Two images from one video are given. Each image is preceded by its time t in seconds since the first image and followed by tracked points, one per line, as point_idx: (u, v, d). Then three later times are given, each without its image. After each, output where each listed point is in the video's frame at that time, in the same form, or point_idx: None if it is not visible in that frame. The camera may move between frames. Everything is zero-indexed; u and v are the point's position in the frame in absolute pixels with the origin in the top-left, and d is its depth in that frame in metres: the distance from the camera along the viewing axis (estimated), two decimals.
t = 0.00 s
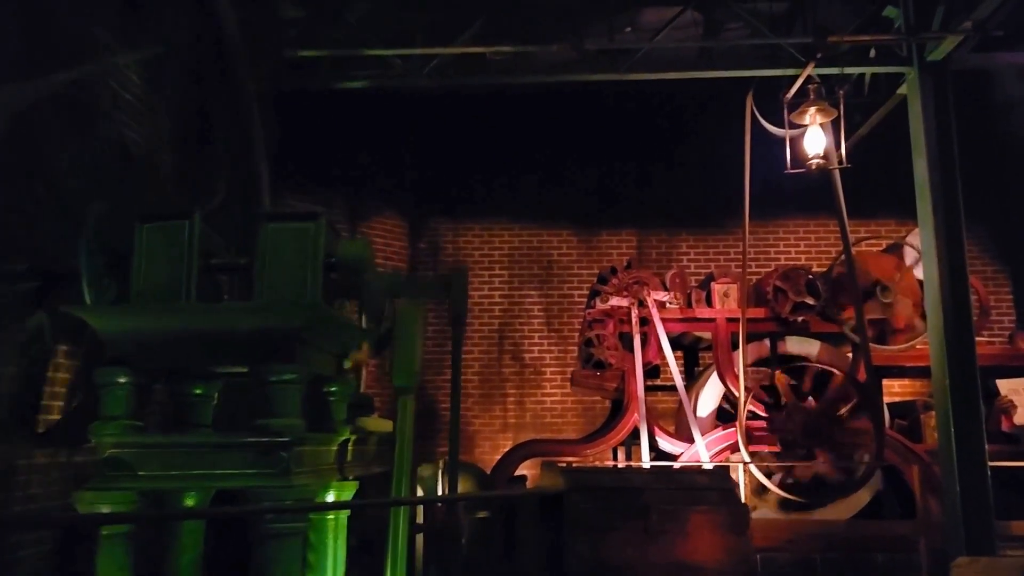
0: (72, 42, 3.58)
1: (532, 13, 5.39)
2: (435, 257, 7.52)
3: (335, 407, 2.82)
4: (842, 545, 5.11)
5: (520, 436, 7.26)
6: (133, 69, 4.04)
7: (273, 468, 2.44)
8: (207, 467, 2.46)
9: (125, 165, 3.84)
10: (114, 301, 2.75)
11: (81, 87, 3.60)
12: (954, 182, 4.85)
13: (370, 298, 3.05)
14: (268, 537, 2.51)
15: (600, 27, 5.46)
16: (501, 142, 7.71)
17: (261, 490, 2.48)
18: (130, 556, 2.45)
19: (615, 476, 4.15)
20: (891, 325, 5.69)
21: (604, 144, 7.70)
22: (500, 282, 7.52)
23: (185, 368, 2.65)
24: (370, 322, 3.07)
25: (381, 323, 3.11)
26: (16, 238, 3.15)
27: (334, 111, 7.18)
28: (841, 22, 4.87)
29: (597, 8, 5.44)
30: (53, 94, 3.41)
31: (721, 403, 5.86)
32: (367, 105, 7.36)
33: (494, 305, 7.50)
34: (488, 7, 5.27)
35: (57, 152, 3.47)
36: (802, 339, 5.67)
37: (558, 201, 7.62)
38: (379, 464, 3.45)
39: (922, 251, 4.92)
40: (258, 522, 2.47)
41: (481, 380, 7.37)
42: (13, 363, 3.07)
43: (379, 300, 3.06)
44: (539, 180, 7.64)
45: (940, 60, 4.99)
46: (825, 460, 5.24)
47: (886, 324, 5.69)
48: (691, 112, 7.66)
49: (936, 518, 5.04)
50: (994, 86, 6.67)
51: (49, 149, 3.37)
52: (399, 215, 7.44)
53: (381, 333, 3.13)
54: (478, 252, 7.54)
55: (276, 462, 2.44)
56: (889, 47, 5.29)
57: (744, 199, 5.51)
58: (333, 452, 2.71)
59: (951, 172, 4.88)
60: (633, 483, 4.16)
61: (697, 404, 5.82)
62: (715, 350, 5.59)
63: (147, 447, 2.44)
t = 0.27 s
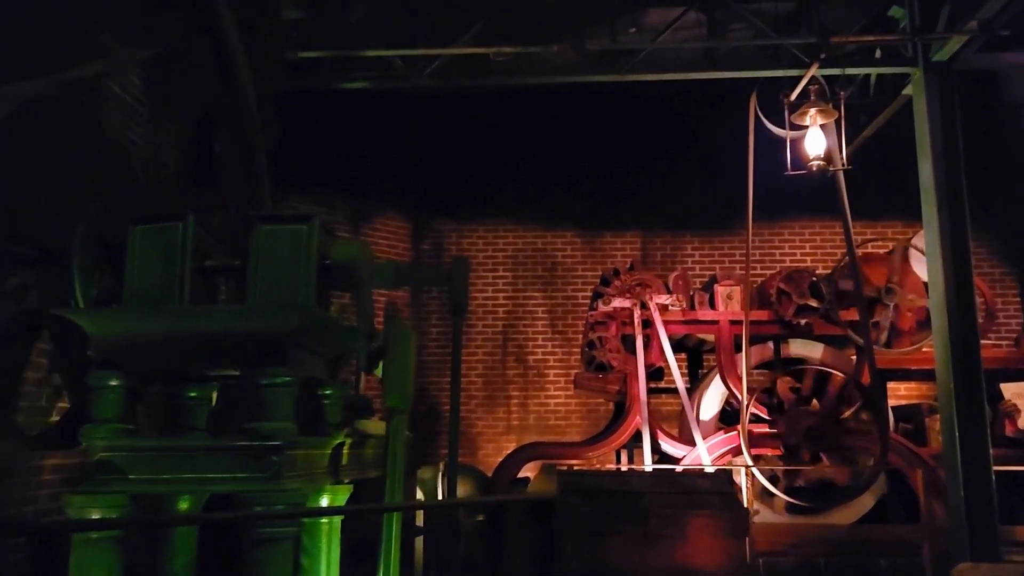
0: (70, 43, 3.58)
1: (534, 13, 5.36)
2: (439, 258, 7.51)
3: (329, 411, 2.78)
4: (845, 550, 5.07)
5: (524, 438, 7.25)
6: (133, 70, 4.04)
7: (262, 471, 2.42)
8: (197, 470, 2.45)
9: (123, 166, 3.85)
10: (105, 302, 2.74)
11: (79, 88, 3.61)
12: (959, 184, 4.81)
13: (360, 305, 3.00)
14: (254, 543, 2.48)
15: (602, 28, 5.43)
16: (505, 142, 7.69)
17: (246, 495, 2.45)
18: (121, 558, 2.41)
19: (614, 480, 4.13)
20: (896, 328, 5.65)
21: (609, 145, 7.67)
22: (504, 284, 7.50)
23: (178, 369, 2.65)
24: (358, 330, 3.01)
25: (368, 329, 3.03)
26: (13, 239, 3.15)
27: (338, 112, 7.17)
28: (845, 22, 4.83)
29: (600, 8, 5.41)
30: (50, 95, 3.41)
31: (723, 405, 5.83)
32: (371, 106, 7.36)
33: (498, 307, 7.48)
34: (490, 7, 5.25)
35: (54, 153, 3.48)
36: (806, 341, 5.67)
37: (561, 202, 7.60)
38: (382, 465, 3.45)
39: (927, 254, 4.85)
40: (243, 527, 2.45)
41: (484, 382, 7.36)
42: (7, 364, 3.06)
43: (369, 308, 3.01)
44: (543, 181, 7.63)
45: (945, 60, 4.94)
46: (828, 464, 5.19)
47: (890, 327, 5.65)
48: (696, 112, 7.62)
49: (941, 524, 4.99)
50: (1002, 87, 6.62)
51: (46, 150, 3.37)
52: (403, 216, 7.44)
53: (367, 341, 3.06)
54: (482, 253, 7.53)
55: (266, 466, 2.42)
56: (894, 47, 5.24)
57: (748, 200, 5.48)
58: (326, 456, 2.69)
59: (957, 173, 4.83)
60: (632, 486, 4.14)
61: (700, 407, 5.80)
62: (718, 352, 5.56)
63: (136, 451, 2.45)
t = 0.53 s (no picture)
0: (69, 40, 3.57)
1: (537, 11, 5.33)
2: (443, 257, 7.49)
3: (326, 409, 2.80)
4: (850, 552, 5.03)
5: (528, 437, 7.22)
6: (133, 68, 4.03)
7: (253, 471, 2.41)
8: (188, 470, 2.44)
9: (123, 164, 3.84)
10: (98, 300, 2.73)
11: (77, 86, 3.59)
12: (966, 183, 4.75)
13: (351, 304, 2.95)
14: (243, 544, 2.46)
15: (606, 26, 5.40)
16: (510, 141, 7.66)
17: (235, 495, 2.43)
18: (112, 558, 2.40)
19: (615, 480, 4.10)
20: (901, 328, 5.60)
21: (614, 144, 7.64)
22: (508, 283, 7.48)
23: (171, 368, 2.63)
24: (350, 329, 2.96)
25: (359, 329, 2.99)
26: (9, 236, 3.14)
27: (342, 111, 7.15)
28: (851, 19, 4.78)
29: (603, 6, 5.37)
30: (49, 92, 3.41)
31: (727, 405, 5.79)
32: (376, 105, 7.35)
33: (502, 306, 7.46)
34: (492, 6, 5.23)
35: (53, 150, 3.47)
36: (811, 341, 5.62)
37: (566, 201, 7.57)
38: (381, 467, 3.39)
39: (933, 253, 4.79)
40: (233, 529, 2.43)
41: (488, 381, 7.34)
42: None
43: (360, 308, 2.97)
44: (548, 181, 7.60)
45: (952, 57, 4.89)
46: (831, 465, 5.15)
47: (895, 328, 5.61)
48: (702, 111, 7.57)
49: (947, 526, 4.94)
50: (1010, 86, 6.56)
51: (44, 147, 3.37)
52: (407, 215, 7.43)
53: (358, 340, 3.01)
54: (486, 252, 7.51)
55: (257, 466, 2.41)
56: (901, 45, 5.19)
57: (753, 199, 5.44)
58: (319, 456, 2.67)
59: (964, 172, 4.77)
60: (633, 487, 4.11)
61: (704, 408, 5.76)
62: (721, 352, 5.52)
63: (127, 450, 2.43)
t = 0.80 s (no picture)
0: (65, 38, 3.57)
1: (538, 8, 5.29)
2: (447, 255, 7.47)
3: (320, 409, 2.78)
4: (853, 553, 4.98)
5: (531, 435, 7.20)
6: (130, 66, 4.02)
7: (243, 471, 2.38)
8: (179, 468, 2.44)
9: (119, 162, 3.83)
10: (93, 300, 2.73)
11: (72, 83, 3.58)
12: (972, 179, 4.69)
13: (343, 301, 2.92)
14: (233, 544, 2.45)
15: (607, 23, 5.36)
16: (513, 139, 7.63)
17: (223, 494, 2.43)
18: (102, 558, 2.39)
19: (615, 479, 4.08)
20: (907, 326, 5.54)
21: (618, 141, 7.59)
22: (512, 281, 7.46)
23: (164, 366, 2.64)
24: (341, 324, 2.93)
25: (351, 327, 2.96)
26: (4, 235, 3.14)
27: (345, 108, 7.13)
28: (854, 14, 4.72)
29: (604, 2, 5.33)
30: (44, 90, 3.40)
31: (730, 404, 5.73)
32: (379, 102, 7.33)
33: (505, 304, 7.43)
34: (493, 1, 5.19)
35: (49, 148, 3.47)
36: (815, 340, 5.61)
37: (569, 198, 7.54)
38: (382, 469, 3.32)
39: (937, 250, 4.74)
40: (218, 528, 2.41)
41: (492, 379, 7.33)
42: None
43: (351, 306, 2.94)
44: (551, 178, 7.57)
45: (958, 52, 4.83)
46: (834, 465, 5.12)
47: (899, 326, 5.56)
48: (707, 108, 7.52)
49: (952, 526, 4.89)
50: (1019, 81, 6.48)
51: (39, 145, 3.37)
52: (411, 212, 7.42)
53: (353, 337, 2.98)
54: (489, 249, 7.49)
55: (247, 465, 2.38)
56: (907, 40, 5.13)
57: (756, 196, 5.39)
58: (313, 456, 2.66)
59: (970, 169, 4.71)
60: (633, 485, 4.09)
61: (706, 407, 5.72)
62: (724, 350, 5.48)
63: (117, 449, 2.43)
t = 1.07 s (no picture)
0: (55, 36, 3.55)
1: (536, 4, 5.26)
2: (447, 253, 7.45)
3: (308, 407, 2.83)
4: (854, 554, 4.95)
5: (531, 433, 7.17)
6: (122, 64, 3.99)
7: (231, 471, 2.37)
8: (167, 469, 2.41)
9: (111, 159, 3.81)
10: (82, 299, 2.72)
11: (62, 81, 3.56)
12: (974, 177, 4.63)
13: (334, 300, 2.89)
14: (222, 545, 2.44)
15: (606, 19, 5.32)
16: (513, 137, 7.60)
17: (211, 495, 2.41)
18: (89, 558, 2.37)
19: (611, 479, 4.06)
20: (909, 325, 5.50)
21: (619, 139, 7.55)
22: (512, 279, 7.43)
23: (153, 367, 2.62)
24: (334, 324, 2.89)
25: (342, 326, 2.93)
26: None
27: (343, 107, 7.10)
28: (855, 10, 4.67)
29: None
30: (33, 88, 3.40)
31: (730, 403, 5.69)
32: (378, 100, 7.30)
33: (505, 302, 7.41)
34: None
35: (39, 147, 3.46)
36: (815, 339, 5.54)
37: (569, 196, 7.51)
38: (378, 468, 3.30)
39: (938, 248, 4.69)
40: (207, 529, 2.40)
41: (492, 377, 7.31)
42: None
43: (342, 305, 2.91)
44: (552, 176, 7.54)
45: (960, 48, 4.77)
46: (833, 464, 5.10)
47: (900, 324, 5.52)
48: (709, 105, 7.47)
49: (952, 526, 4.84)
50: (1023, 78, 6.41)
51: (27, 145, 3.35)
52: (411, 211, 7.41)
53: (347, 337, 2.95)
54: (489, 247, 7.46)
55: (234, 466, 2.37)
56: (908, 36, 5.07)
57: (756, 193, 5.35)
58: (303, 457, 2.66)
59: (972, 166, 4.66)
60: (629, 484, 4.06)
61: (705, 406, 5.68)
62: (724, 349, 5.44)
63: (103, 449, 2.40)
